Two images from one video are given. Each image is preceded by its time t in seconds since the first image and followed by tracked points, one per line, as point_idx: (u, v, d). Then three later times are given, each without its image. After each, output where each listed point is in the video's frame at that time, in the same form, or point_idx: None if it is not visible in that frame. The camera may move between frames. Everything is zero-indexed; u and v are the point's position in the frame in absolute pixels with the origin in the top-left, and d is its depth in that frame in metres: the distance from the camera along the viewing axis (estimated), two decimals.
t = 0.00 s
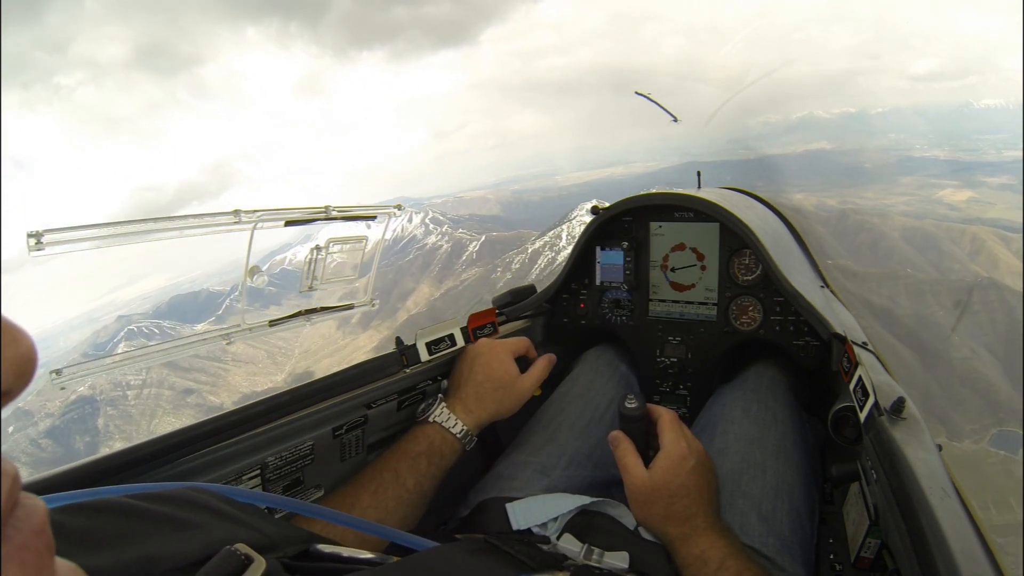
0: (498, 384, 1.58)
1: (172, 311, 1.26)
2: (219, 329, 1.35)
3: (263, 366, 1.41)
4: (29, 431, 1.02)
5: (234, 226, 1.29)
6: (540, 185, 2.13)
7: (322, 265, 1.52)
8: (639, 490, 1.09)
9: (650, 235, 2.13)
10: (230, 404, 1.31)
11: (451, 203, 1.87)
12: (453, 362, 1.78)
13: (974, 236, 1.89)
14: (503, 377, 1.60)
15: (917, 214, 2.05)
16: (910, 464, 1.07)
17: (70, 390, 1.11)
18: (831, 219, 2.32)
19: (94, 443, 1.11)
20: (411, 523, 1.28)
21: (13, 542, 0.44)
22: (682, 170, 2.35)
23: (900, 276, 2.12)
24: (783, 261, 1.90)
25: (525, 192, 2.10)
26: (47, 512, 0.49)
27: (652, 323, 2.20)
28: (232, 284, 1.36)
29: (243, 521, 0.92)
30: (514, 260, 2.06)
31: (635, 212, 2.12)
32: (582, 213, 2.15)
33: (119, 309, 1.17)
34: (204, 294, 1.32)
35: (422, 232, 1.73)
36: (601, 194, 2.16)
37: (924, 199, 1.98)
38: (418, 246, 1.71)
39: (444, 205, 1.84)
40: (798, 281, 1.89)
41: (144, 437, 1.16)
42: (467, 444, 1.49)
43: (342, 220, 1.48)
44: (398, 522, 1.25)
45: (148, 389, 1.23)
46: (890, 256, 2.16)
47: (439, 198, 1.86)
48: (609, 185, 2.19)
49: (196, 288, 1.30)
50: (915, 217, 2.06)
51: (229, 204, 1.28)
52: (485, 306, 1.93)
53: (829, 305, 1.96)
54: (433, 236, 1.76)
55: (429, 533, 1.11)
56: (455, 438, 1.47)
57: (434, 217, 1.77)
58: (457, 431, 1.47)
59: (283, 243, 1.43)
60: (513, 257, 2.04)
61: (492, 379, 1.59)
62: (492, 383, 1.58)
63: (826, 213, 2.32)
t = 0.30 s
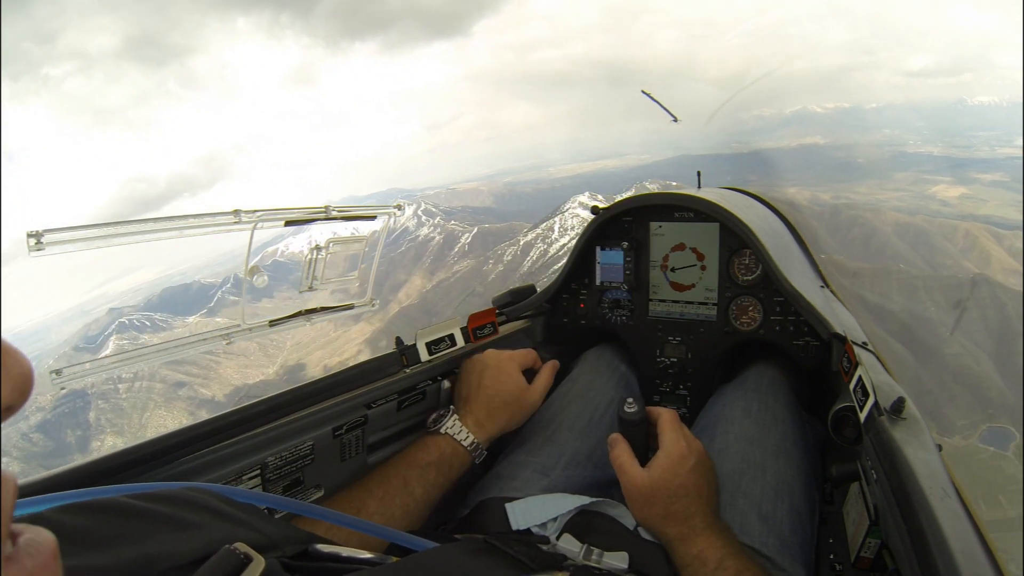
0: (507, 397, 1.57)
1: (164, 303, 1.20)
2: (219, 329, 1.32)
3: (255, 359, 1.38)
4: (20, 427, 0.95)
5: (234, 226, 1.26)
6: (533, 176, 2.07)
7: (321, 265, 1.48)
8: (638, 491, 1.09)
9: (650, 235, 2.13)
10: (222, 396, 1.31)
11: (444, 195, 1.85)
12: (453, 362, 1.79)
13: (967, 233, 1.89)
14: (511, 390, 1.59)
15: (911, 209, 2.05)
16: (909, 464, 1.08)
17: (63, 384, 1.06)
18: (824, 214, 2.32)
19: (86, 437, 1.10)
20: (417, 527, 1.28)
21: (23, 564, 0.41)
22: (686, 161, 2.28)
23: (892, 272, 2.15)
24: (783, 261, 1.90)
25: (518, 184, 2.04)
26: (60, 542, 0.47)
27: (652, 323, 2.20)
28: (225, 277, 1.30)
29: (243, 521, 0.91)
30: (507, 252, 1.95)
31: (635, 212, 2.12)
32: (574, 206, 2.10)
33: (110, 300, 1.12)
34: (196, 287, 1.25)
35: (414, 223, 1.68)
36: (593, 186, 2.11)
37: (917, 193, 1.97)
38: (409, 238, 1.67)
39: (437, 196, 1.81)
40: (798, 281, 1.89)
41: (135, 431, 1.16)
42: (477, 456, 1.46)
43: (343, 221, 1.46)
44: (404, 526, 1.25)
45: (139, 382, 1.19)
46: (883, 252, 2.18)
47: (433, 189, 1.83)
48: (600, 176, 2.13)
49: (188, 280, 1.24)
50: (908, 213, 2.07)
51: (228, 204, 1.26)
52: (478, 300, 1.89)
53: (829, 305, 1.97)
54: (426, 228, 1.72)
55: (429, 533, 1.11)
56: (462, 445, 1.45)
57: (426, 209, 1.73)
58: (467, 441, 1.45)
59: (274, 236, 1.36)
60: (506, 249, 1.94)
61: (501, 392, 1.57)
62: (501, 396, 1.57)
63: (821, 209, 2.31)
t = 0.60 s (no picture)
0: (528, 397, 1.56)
1: (156, 301, 1.23)
2: (220, 329, 1.35)
3: (248, 356, 1.40)
4: (12, 426, 0.99)
5: (235, 226, 1.29)
6: (525, 173, 2.18)
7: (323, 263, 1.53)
8: (641, 486, 1.10)
9: (650, 235, 2.13)
10: (213, 392, 1.31)
11: (439, 192, 1.94)
12: (453, 362, 1.78)
13: (960, 231, 2.03)
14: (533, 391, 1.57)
15: (906, 206, 2.15)
16: (910, 464, 1.08)
17: (53, 383, 1.07)
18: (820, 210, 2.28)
19: (77, 437, 1.11)
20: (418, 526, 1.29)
21: (18, 554, 0.42)
22: (676, 159, 2.30)
23: (886, 270, 2.19)
24: (783, 261, 1.90)
25: (511, 180, 2.15)
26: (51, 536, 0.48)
27: (652, 323, 2.20)
28: (218, 274, 1.33)
29: (242, 514, 0.92)
30: (499, 248, 1.99)
31: (635, 212, 2.12)
32: (566, 203, 2.17)
33: (102, 298, 1.15)
34: (188, 284, 1.28)
35: (407, 220, 1.72)
36: (587, 182, 2.24)
37: (910, 188, 2.11)
38: (401, 234, 1.71)
39: (430, 193, 1.89)
40: (797, 281, 1.89)
41: (127, 431, 1.17)
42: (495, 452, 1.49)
43: (342, 220, 1.51)
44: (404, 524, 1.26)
45: (132, 381, 1.22)
46: (874, 249, 2.21)
47: (427, 186, 1.91)
48: (593, 173, 2.27)
49: (180, 278, 1.26)
50: (902, 211, 2.16)
51: (229, 205, 1.29)
52: (469, 296, 1.87)
53: (829, 305, 1.97)
54: (418, 225, 1.76)
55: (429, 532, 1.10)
56: (483, 440, 1.48)
57: (419, 206, 1.77)
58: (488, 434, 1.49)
59: (264, 234, 1.37)
60: (498, 245, 1.99)
61: (522, 391, 1.57)
62: (523, 396, 1.56)
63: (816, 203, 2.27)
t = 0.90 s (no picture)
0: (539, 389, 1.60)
1: (153, 315, 1.27)
2: (220, 330, 1.39)
3: (245, 369, 1.41)
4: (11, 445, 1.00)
5: (234, 226, 1.33)
6: (519, 178, 2.16)
7: (322, 264, 1.56)
8: (639, 488, 1.09)
9: (650, 235, 2.13)
10: (212, 406, 1.31)
11: (432, 199, 1.91)
12: (454, 362, 1.77)
13: (954, 224, 1.98)
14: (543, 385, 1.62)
15: (898, 202, 2.14)
16: (909, 464, 1.08)
17: (51, 398, 1.10)
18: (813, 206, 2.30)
19: (77, 453, 1.12)
20: (426, 513, 1.30)
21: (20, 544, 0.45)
22: (673, 160, 2.32)
23: (881, 263, 2.16)
24: (783, 261, 1.90)
25: (505, 185, 2.16)
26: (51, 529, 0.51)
27: (652, 323, 2.20)
28: (214, 286, 1.37)
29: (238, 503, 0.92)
30: (494, 254, 2.00)
31: (635, 212, 2.11)
32: (560, 206, 2.17)
33: (99, 314, 1.15)
34: (184, 297, 1.31)
35: (400, 227, 1.74)
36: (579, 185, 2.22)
37: (903, 184, 2.02)
38: (395, 242, 1.73)
39: (424, 201, 1.86)
40: (797, 281, 1.90)
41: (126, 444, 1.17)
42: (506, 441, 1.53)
43: (342, 220, 1.55)
44: (414, 511, 1.27)
45: (130, 396, 1.23)
46: (869, 245, 2.20)
47: (420, 193, 1.87)
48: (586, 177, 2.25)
49: (176, 291, 1.30)
50: (895, 205, 2.13)
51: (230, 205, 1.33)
52: (466, 303, 1.86)
53: (829, 305, 1.97)
54: (412, 233, 1.77)
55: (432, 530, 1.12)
56: (496, 428, 1.51)
57: (414, 213, 1.78)
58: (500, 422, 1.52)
59: (260, 244, 1.41)
60: (492, 251, 2.00)
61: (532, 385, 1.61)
62: (534, 389, 1.60)
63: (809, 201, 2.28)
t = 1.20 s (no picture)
0: (541, 383, 1.62)
1: (149, 323, 1.24)
2: (220, 330, 1.39)
3: (242, 376, 1.40)
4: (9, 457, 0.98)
5: (235, 225, 1.33)
6: (513, 179, 2.19)
7: (322, 265, 1.56)
8: (638, 490, 1.09)
9: (650, 235, 2.13)
10: (210, 414, 1.30)
11: (426, 202, 1.85)
12: (454, 362, 1.77)
13: (949, 215, 1.80)
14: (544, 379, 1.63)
15: (892, 195, 1.99)
16: (910, 465, 1.08)
17: (48, 409, 1.08)
18: (807, 201, 2.41)
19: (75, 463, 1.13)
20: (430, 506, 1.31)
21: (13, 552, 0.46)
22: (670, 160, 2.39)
23: (877, 257, 2.06)
24: (783, 261, 1.90)
25: (499, 187, 2.18)
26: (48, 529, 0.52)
27: (652, 323, 2.20)
28: (209, 293, 1.34)
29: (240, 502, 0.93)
30: (490, 256, 1.97)
31: (635, 212, 2.12)
32: (554, 207, 2.16)
33: (94, 323, 1.12)
34: (181, 305, 1.29)
35: (395, 229, 1.71)
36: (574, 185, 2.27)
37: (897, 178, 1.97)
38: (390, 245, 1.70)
39: (416, 202, 1.80)
40: (798, 281, 1.90)
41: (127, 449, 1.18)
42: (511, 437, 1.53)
43: (342, 220, 1.56)
44: (419, 504, 1.27)
45: (126, 406, 1.21)
46: (865, 238, 2.14)
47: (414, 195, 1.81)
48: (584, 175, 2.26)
49: (173, 299, 1.27)
50: (891, 198, 1.99)
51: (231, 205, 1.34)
52: (462, 305, 1.83)
53: (829, 305, 1.97)
54: (408, 236, 1.73)
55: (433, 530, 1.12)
56: (501, 422, 1.52)
57: (408, 215, 1.73)
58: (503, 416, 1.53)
59: (257, 249, 1.42)
60: (488, 253, 1.96)
61: (534, 378, 1.62)
62: (538, 384, 1.62)
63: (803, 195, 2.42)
